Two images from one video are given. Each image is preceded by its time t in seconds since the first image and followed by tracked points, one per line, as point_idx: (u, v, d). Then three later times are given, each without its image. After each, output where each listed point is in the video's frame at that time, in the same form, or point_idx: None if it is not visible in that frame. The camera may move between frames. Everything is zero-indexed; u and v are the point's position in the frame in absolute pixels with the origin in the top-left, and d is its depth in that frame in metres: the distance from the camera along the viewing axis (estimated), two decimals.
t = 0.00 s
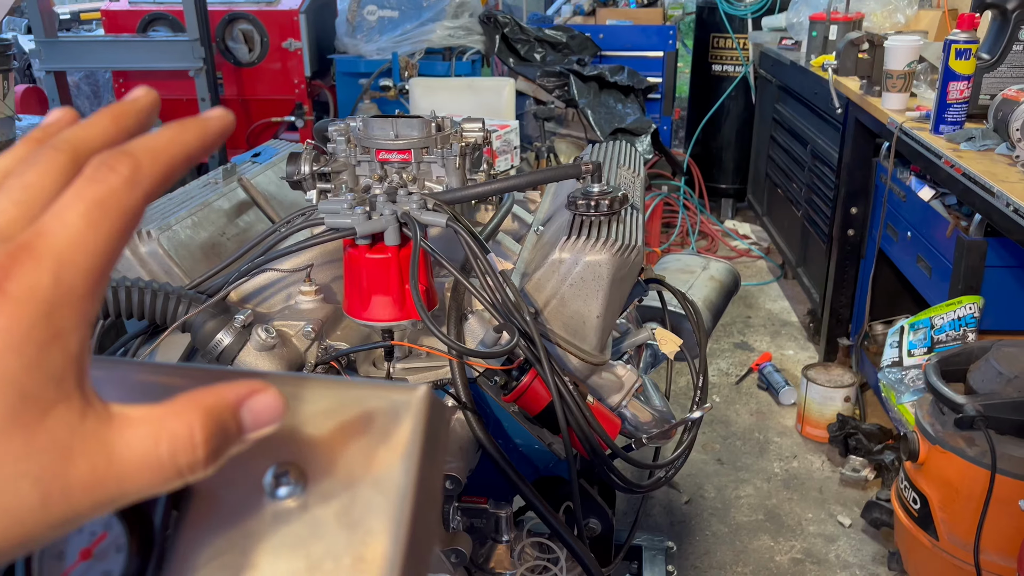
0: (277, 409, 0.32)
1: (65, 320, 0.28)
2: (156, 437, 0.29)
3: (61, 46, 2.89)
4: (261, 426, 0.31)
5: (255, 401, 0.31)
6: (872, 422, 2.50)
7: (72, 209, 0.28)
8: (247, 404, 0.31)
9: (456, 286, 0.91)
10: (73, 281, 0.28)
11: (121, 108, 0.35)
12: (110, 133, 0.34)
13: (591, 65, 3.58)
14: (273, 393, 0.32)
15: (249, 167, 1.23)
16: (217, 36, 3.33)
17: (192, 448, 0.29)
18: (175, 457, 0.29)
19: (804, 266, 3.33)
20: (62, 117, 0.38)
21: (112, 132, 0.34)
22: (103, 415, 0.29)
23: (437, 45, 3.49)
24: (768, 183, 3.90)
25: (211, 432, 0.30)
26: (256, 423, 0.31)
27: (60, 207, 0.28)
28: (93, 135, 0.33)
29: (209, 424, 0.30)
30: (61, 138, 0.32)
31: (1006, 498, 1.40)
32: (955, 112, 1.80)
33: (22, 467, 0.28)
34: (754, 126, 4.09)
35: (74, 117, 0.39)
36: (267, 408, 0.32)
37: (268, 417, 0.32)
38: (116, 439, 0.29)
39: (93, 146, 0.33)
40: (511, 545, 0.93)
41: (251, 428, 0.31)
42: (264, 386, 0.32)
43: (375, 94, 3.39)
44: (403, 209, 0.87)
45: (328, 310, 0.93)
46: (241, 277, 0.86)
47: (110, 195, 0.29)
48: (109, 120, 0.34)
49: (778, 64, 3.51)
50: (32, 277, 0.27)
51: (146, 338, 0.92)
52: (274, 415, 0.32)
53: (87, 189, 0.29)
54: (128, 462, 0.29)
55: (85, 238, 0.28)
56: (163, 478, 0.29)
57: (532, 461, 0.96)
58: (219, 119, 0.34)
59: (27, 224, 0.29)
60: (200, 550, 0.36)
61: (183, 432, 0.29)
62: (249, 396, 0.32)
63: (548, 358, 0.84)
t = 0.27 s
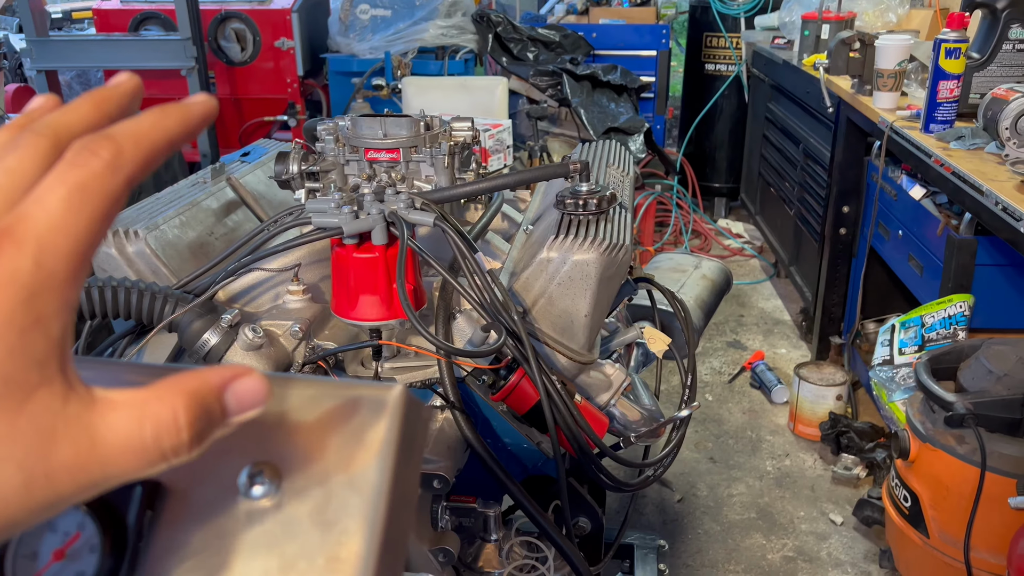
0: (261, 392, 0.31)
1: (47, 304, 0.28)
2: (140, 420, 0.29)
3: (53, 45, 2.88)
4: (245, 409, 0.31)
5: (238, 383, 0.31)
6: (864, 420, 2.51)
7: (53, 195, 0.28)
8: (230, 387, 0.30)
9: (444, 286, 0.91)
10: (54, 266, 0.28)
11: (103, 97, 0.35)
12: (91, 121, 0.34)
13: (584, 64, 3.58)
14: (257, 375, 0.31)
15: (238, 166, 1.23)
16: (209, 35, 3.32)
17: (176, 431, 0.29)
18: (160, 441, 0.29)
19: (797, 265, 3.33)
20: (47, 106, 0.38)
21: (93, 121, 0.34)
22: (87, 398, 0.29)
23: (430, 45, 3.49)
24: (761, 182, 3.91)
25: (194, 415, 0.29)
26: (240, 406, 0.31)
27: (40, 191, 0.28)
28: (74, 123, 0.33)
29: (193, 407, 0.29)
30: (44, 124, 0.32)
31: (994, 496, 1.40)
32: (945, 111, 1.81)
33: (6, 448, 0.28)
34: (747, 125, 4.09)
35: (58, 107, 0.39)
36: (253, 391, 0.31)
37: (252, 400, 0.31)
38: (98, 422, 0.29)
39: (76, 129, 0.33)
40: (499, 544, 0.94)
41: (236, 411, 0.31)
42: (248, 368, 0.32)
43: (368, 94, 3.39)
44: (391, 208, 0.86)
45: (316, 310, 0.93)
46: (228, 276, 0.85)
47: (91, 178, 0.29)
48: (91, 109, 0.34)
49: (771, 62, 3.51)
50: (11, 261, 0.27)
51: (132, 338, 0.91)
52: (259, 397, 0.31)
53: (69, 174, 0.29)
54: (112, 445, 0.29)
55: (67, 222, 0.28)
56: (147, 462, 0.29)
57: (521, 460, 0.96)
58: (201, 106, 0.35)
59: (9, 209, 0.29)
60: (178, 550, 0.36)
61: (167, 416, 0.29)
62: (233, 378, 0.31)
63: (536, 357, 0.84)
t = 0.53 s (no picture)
0: (268, 390, 0.31)
1: (56, 302, 0.28)
2: (147, 420, 0.29)
3: (43, 44, 2.87)
4: (252, 408, 0.31)
5: (246, 383, 0.31)
6: (855, 419, 2.51)
7: (61, 192, 0.28)
8: (237, 387, 0.30)
9: (429, 286, 0.90)
10: (63, 264, 0.27)
11: (113, 92, 0.34)
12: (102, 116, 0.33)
13: (577, 63, 3.58)
14: (265, 374, 0.31)
15: (225, 165, 1.22)
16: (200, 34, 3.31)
17: (183, 430, 0.29)
18: (167, 441, 0.29)
19: (788, 264, 3.34)
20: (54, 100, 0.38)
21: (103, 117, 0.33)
22: (95, 398, 0.29)
23: (423, 44, 3.49)
24: (752, 181, 3.92)
25: (201, 414, 0.29)
26: (247, 405, 0.31)
27: (49, 188, 0.28)
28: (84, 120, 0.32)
29: (200, 406, 0.29)
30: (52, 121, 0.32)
31: (982, 494, 1.41)
32: (933, 111, 1.81)
33: (11, 448, 0.28)
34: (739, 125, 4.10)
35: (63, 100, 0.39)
36: (260, 389, 0.31)
37: (259, 398, 0.31)
38: (107, 421, 0.29)
39: (83, 128, 0.32)
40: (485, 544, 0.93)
41: (242, 410, 0.31)
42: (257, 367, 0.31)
43: (360, 93, 3.38)
44: (375, 208, 0.86)
45: (300, 310, 0.93)
46: (211, 276, 0.85)
47: (100, 173, 0.28)
48: (100, 104, 0.34)
49: (762, 62, 3.52)
50: (20, 261, 0.27)
51: (115, 338, 0.91)
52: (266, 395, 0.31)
53: (77, 170, 0.28)
54: (118, 445, 0.29)
55: (74, 218, 0.28)
56: (154, 462, 0.29)
57: (507, 459, 0.96)
58: (211, 103, 0.34)
59: (17, 208, 0.28)
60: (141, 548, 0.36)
61: (175, 417, 0.29)
62: (240, 378, 0.31)
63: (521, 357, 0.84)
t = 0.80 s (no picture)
0: (390, 524, 0.29)
1: (183, 404, 0.25)
2: (261, 548, 0.26)
3: (34, 44, 2.86)
4: (371, 542, 0.29)
5: (374, 515, 0.29)
6: (847, 419, 2.52)
7: (211, 277, 0.25)
8: (360, 516, 0.29)
9: (418, 287, 0.90)
10: (196, 363, 0.25)
11: (289, 150, 0.31)
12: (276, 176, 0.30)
13: (569, 64, 3.59)
14: (390, 505, 0.30)
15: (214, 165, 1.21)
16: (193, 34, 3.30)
17: (296, 564, 0.27)
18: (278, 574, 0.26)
19: (780, 265, 3.35)
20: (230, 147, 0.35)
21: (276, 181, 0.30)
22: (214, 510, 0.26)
23: (415, 45, 3.50)
24: (745, 182, 3.92)
25: (317, 552, 0.27)
26: (366, 537, 0.29)
27: (198, 268, 0.26)
28: (250, 179, 0.30)
29: (317, 542, 0.27)
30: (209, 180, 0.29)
31: (972, 493, 1.41)
32: (924, 111, 1.82)
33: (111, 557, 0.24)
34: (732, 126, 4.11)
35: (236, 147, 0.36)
36: (384, 522, 0.29)
37: (381, 533, 0.29)
38: (219, 540, 0.26)
39: (253, 190, 0.29)
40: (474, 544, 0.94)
41: (359, 541, 0.29)
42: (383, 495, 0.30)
43: (353, 92, 3.37)
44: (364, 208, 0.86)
45: (289, 310, 0.93)
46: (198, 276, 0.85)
47: (254, 264, 0.26)
48: (275, 165, 0.31)
49: (755, 63, 3.53)
50: (156, 352, 0.24)
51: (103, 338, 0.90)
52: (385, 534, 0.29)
53: (226, 258, 0.26)
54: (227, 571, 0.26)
55: (217, 313, 0.25)
56: None
57: (498, 461, 0.96)
58: (387, 186, 0.31)
59: (156, 286, 0.26)
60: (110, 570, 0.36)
61: (289, 550, 0.27)
62: (363, 509, 0.29)
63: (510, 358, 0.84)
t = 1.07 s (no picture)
0: (292, 429, 0.35)
1: (102, 331, 0.31)
2: (180, 449, 0.32)
3: (25, 44, 2.85)
4: (276, 445, 0.34)
5: (275, 421, 0.34)
6: (838, 420, 2.53)
7: (114, 225, 0.31)
8: (266, 423, 0.34)
9: (408, 288, 0.90)
10: (111, 292, 0.30)
11: (161, 134, 0.38)
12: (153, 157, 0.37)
13: (563, 66, 3.59)
14: (289, 415, 0.35)
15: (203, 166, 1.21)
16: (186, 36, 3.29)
17: (213, 460, 0.32)
18: (196, 469, 0.32)
19: (772, 267, 3.36)
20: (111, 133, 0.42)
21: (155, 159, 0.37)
22: (132, 423, 0.32)
23: (409, 46, 3.47)
24: (738, 184, 3.94)
25: (230, 446, 0.32)
26: (272, 443, 0.34)
27: (102, 220, 0.31)
28: (137, 155, 0.36)
29: (230, 438, 0.33)
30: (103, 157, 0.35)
31: (962, 494, 1.42)
32: (914, 114, 1.83)
33: (55, 463, 0.30)
34: (724, 128, 4.12)
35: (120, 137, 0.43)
36: (284, 430, 0.34)
37: (284, 436, 0.34)
38: (143, 446, 0.32)
39: (138, 162, 0.36)
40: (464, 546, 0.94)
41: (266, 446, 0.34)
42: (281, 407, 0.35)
43: (346, 94, 3.37)
44: (354, 210, 0.86)
45: (279, 312, 0.92)
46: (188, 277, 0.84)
47: (150, 210, 0.32)
48: (150, 144, 0.37)
49: (747, 65, 3.54)
50: (72, 288, 0.30)
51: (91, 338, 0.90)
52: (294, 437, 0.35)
53: (129, 205, 0.32)
54: (153, 469, 0.32)
55: (126, 250, 0.31)
56: (182, 489, 0.32)
57: (488, 462, 0.96)
58: (256, 147, 0.38)
59: (70, 238, 0.31)
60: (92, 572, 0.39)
61: (205, 446, 0.32)
62: (268, 417, 0.34)
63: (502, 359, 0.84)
